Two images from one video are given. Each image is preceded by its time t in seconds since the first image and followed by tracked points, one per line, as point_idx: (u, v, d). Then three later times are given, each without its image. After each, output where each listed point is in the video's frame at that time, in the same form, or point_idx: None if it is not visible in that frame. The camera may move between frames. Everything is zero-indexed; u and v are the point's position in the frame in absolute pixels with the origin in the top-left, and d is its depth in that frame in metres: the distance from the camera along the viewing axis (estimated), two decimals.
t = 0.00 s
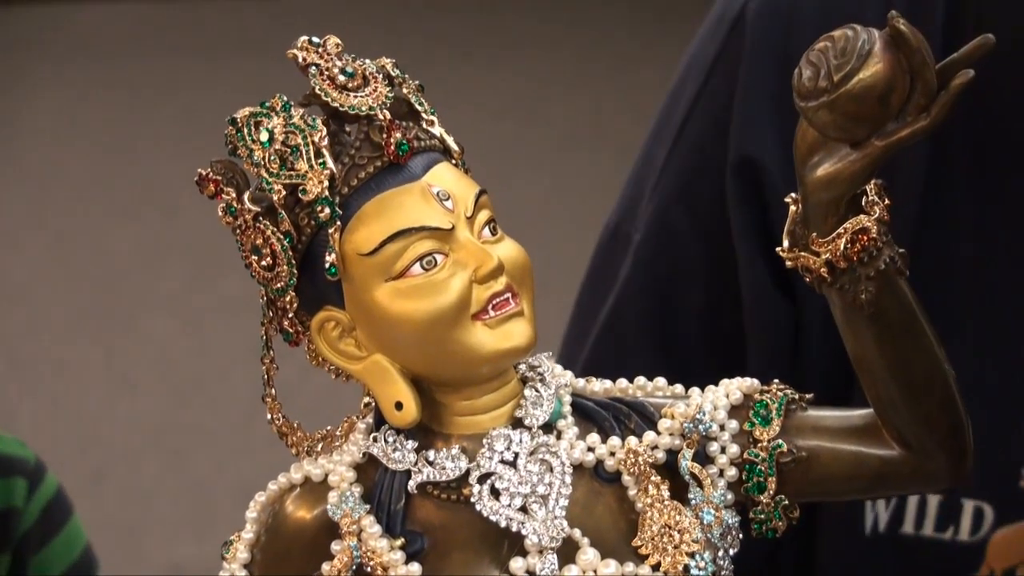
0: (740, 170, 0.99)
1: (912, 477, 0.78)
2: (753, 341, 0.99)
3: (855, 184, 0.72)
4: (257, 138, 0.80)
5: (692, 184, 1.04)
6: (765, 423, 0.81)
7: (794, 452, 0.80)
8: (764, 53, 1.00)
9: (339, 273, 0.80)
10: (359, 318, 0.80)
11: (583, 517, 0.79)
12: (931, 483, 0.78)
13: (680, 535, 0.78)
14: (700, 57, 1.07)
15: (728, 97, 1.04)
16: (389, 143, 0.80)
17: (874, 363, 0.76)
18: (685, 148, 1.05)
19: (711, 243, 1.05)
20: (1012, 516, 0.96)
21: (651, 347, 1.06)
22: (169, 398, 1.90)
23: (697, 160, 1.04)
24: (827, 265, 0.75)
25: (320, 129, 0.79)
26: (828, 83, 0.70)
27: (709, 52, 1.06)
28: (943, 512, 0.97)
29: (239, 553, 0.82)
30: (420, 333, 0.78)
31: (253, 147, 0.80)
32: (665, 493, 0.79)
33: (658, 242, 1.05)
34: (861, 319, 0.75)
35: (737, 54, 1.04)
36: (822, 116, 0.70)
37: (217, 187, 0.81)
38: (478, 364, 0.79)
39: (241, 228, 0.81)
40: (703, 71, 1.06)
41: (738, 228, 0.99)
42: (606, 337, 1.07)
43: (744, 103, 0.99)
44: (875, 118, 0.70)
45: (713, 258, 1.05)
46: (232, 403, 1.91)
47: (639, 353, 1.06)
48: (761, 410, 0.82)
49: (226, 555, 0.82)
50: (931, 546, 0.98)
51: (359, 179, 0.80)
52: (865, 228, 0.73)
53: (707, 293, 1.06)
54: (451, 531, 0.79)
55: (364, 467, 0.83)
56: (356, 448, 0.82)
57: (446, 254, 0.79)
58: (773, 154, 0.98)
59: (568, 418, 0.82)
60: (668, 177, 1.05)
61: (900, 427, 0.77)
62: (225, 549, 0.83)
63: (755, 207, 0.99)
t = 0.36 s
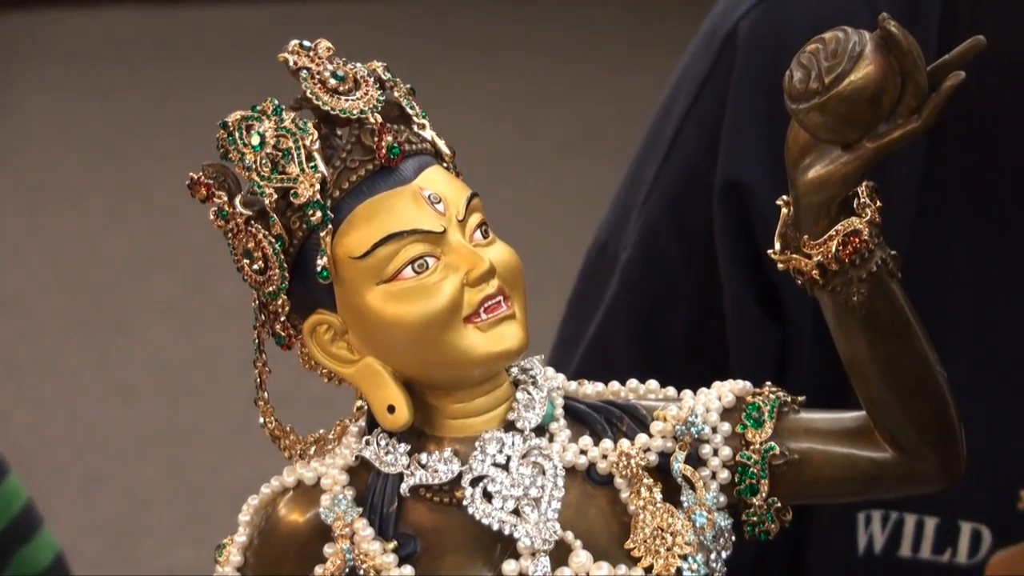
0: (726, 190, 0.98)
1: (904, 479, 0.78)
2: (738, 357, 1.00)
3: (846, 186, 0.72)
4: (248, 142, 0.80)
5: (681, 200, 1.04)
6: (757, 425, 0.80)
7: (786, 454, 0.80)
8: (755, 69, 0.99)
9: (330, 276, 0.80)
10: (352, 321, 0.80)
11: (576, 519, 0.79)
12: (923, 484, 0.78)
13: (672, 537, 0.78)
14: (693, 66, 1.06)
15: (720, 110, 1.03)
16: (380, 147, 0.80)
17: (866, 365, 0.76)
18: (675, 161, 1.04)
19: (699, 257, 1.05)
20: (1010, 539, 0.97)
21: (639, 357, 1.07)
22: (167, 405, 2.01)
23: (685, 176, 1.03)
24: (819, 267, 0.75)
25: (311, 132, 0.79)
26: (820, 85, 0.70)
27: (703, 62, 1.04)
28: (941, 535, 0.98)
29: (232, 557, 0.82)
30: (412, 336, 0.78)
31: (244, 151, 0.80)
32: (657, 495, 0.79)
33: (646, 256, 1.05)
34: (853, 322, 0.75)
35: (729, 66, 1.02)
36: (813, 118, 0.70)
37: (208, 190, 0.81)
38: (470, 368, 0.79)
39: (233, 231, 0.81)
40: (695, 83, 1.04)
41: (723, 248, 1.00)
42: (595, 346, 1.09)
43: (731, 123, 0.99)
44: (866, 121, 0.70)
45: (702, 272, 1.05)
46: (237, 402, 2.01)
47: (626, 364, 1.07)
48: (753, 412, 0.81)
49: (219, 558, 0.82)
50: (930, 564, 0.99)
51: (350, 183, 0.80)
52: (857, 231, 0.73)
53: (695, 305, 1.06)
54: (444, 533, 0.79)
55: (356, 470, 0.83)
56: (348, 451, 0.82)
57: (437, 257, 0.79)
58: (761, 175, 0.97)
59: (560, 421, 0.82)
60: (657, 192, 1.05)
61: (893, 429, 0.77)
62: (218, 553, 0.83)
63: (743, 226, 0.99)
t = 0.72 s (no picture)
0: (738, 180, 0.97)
1: (901, 475, 0.78)
2: (751, 351, 0.99)
3: (842, 181, 0.72)
4: (245, 138, 0.80)
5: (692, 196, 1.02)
6: (754, 421, 0.80)
7: (783, 449, 0.79)
8: (760, 64, 0.97)
9: (327, 273, 0.80)
10: (348, 317, 0.80)
11: (572, 514, 0.79)
12: (920, 480, 0.78)
13: (669, 532, 0.78)
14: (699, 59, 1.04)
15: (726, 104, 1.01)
16: (376, 143, 0.80)
17: (862, 361, 0.76)
18: (683, 156, 1.03)
19: (709, 252, 1.03)
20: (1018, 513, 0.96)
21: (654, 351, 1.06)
22: (167, 405, 2.01)
23: (693, 171, 1.02)
24: (814, 262, 0.75)
25: (307, 128, 0.80)
26: (815, 80, 0.70)
27: (706, 57, 1.03)
28: (949, 509, 0.98)
29: (229, 553, 0.82)
30: (408, 332, 0.78)
31: (241, 147, 0.80)
32: (654, 491, 0.79)
33: (656, 252, 1.04)
34: (848, 317, 0.75)
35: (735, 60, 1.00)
36: (809, 113, 0.70)
37: (205, 187, 0.81)
38: (466, 363, 0.79)
39: (229, 227, 0.81)
40: (701, 81, 1.03)
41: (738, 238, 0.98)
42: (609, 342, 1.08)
43: (737, 115, 0.97)
44: (862, 116, 0.70)
45: (715, 264, 1.04)
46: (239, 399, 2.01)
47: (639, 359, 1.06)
48: (749, 408, 0.81)
49: (216, 554, 0.82)
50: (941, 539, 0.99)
51: (346, 179, 0.80)
52: (852, 226, 0.73)
53: (709, 299, 1.05)
54: (441, 529, 0.79)
55: (353, 466, 0.83)
56: (345, 447, 0.82)
57: (434, 253, 0.79)
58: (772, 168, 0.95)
59: (556, 417, 0.82)
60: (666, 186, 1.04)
61: (889, 425, 0.77)
62: (215, 549, 0.83)
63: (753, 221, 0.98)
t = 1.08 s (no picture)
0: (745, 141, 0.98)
1: (903, 466, 0.78)
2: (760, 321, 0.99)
3: (845, 172, 0.72)
4: (249, 129, 0.80)
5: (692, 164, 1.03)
6: (757, 412, 0.80)
7: (785, 439, 0.79)
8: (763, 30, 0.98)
9: (331, 263, 0.80)
10: (352, 307, 0.80)
11: (576, 504, 0.80)
12: (921, 471, 0.78)
13: (672, 522, 0.78)
14: (694, 26, 1.05)
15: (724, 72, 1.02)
16: (381, 133, 0.80)
17: (864, 351, 0.76)
18: (684, 122, 1.03)
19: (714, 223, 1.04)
20: (1021, 446, 0.93)
21: (663, 331, 1.05)
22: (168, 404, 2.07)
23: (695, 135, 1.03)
24: (818, 253, 0.75)
25: (312, 118, 0.80)
26: (818, 71, 0.70)
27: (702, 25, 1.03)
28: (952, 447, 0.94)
29: (233, 542, 0.82)
30: (412, 321, 0.78)
31: (245, 137, 0.80)
32: (657, 481, 0.79)
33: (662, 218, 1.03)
34: (852, 307, 0.75)
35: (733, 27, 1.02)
36: (812, 104, 0.70)
37: (209, 177, 0.81)
38: (471, 353, 0.79)
39: (234, 217, 0.81)
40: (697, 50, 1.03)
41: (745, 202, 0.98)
42: (611, 318, 1.06)
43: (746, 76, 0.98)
44: (866, 106, 0.70)
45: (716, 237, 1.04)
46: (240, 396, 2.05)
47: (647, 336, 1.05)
48: (752, 398, 0.81)
49: (220, 544, 0.82)
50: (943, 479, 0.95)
51: (351, 169, 0.80)
52: (855, 217, 0.73)
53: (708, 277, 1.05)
54: (445, 518, 0.80)
55: (357, 456, 0.83)
56: (349, 437, 0.82)
57: (438, 243, 0.79)
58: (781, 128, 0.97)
59: (560, 407, 0.82)
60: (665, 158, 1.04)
61: (891, 415, 0.77)
62: (219, 539, 0.83)
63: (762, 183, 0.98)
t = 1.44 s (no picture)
0: (653, 89, 1.06)
1: (927, 457, 0.79)
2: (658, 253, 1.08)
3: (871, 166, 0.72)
4: (281, 120, 0.81)
5: (606, 116, 1.10)
6: (782, 402, 0.81)
7: (811, 430, 0.80)
8: None
9: (362, 253, 0.81)
10: (384, 297, 0.81)
11: (603, 492, 0.81)
12: (946, 463, 0.79)
13: (698, 510, 0.79)
14: None
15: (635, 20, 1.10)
16: (412, 125, 0.80)
17: (891, 343, 0.76)
18: (601, 66, 1.11)
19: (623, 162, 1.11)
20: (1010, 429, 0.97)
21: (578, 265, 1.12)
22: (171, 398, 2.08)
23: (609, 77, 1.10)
24: (845, 246, 0.75)
25: (344, 110, 0.81)
26: (847, 66, 0.70)
27: None
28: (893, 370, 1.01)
29: (263, 529, 0.83)
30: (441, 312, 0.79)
31: (278, 128, 0.81)
32: (684, 469, 0.80)
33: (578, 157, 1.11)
34: (879, 299, 0.75)
35: None
36: (840, 99, 0.70)
37: (242, 168, 0.82)
38: (499, 343, 0.80)
39: (266, 207, 0.82)
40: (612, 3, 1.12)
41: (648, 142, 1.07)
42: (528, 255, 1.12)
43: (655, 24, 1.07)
44: (893, 101, 0.70)
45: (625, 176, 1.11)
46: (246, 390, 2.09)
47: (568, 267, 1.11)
48: (778, 389, 0.82)
49: (250, 531, 0.84)
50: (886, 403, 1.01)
51: (382, 160, 0.81)
52: (882, 210, 0.73)
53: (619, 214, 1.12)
54: (473, 506, 0.81)
55: (387, 444, 0.84)
56: (378, 426, 0.83)
57: (468, 234, 0.80)
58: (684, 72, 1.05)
59: (588, 397, 0.83)
60: (579, 110, 1.11)
61: (917, 408, 0.78)
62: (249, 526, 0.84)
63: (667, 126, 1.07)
